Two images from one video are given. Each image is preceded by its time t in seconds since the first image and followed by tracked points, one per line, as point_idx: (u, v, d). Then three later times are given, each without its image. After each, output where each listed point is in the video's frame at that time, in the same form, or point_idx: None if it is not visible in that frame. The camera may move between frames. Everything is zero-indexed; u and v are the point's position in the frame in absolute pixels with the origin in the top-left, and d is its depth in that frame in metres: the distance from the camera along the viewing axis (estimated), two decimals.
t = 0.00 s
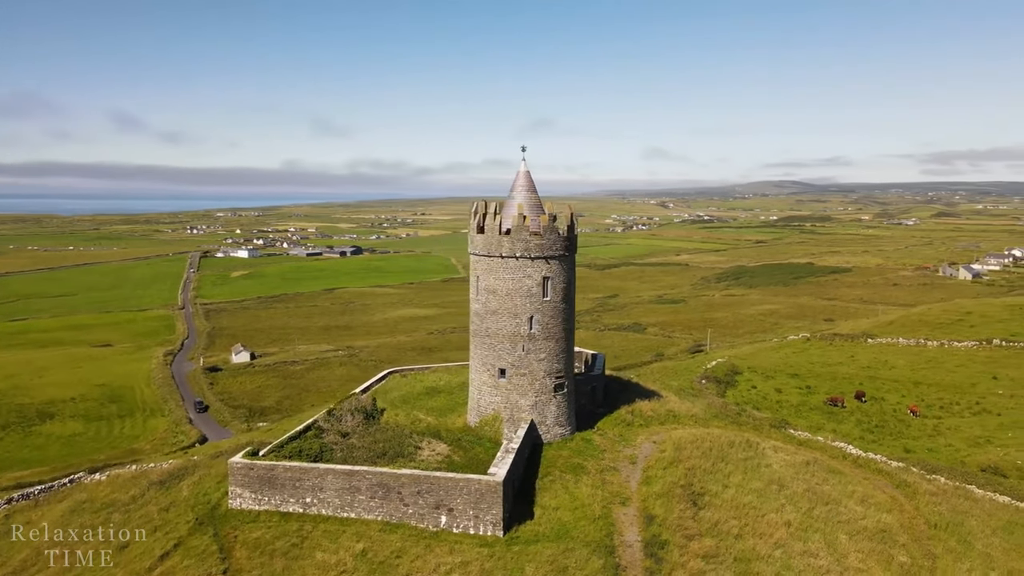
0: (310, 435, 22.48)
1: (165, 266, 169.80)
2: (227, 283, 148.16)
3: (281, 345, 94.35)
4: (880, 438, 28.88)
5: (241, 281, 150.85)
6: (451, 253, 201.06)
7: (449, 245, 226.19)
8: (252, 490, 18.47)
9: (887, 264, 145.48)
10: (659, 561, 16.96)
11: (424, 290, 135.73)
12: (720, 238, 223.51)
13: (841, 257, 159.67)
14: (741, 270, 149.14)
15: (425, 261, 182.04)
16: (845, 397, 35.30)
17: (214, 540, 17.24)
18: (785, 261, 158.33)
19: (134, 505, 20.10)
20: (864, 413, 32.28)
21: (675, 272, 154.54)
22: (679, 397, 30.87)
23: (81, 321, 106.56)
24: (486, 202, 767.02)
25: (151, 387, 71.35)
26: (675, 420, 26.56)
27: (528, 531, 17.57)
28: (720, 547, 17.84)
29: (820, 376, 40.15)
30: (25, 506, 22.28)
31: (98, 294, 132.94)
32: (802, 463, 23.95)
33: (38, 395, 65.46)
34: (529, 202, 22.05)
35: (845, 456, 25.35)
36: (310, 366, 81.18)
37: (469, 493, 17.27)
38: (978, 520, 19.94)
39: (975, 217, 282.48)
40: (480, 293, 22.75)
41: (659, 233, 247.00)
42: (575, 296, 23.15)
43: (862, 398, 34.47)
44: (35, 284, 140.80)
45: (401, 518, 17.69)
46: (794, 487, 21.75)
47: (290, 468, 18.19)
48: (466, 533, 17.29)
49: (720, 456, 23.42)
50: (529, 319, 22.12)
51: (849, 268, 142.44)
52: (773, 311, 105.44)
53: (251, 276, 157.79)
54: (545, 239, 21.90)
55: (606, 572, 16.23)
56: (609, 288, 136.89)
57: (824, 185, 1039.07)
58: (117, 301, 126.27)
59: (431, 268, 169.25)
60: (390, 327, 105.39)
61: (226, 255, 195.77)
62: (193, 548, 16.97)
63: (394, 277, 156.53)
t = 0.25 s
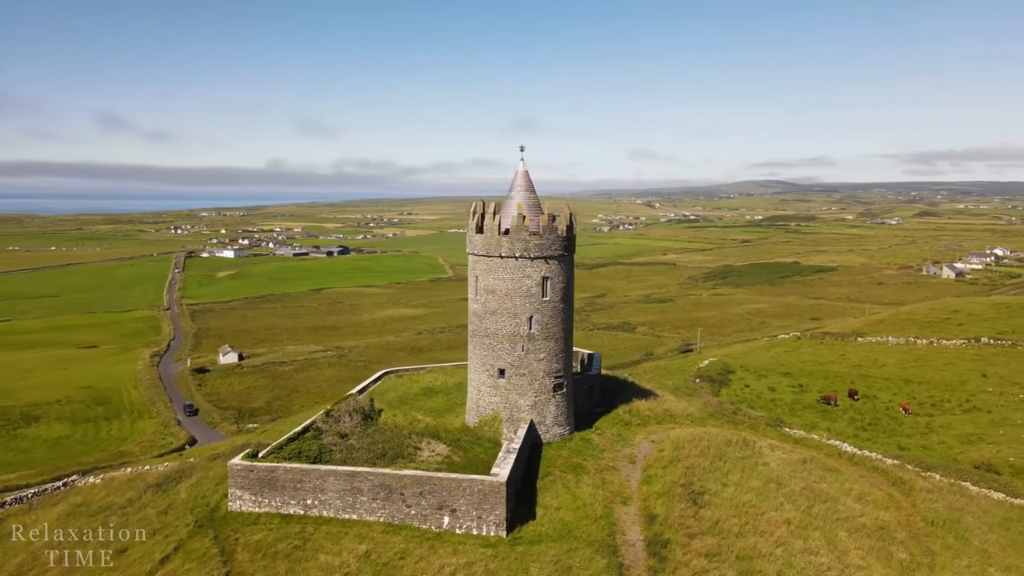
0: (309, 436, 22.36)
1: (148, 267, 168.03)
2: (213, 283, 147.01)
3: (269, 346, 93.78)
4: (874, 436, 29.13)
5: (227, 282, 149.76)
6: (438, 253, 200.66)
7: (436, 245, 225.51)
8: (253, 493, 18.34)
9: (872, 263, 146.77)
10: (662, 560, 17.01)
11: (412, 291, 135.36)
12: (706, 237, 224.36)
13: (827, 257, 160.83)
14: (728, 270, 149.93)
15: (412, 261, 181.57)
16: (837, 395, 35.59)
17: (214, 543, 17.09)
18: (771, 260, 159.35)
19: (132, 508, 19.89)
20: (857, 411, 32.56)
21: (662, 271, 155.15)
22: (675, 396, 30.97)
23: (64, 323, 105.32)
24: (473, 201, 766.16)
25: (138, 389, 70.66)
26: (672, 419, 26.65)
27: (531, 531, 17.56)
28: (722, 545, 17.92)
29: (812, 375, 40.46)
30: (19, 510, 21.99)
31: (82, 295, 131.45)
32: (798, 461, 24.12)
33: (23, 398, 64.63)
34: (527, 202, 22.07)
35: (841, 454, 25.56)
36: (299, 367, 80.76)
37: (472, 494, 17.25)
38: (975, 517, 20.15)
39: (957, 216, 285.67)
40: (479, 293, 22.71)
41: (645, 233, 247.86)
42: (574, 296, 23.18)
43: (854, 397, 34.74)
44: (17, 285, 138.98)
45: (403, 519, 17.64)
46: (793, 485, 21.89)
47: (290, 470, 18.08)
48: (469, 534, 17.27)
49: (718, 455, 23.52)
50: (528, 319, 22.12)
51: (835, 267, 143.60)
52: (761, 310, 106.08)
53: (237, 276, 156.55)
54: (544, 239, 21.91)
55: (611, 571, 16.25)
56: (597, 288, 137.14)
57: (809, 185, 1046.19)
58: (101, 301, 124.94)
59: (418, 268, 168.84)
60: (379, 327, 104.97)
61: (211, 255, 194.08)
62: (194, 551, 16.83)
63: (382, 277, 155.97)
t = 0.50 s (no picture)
0: (307, 437, 22.22)
1: (132, 267, 166.24)
2: (199, 284, 145.77)
3: (257, 346, 93.15)
4: (868, 433, 29.39)
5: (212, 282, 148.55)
6: (425, 252, 200.28)
7: (423, 245, 224.82)
8: (253, 495, 18.21)
9: (856, 263, 147.99)
10: (665, 559, 17.05)
11: (400, 291, 134.91)
12: (692, 237, 225.24)
13: (812, 256, 162.00)
14: (715, 269, 150.67)
15: (399, 261, 181.05)
16: (830, 393, 35.82)
17: (215, 546, 16.95)
18: (757, 260, 160.37)
19: (129, 511, 19.65)
20: (849, 409, 32.83)
21: (649, 271, 155.77)
22: (671, 395, 31.08)
23: (48, 324, 104.02)
24: (459, 201, 764.87)
25: (125, 390, 69.94)
26: (669, 418, 26.74)
27: (534, 531, 17.57)
28: (723, 543, 17.99)
29: (804, 374, 40.75)
30: (13, 514, 21.74)
31: (65, 296, 129.88)
32: (796, 460, 24.27)
33: (7, 400, 63.76)
34: (525, 202, 22.05)
35: (837, 452, 25.73)
36: (288, 368, 80.29)
37: (475, 494, 17.22)
38: (971, 514, 20.35)
39: (938, 216, 288.89)
40: (478, 294, 22.66)
41: (632, 232, 248.60)
42: (572, 295, 23.21)
43: (847, 395, 35.01)
44: None
45: (406, 521, 17.59)
46: (790, 483, 22.01)
47: (291, 472, 17.98)
48: (472, 534, 17.25)
49: (716, 454, 23.61)
50: (528, 319, 22.12)
51: (820, 266, 144.70)
52: (748, 309, 106.72)
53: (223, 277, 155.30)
54: (543, 239, 21.92)
55: (614, 571, 16.27)
56: (584, 288, 137.30)
57: (793, 185, 1053.32)
58: (85, 303, 123.50)
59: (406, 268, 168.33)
60: (367, 327, 104.55)
61: (196, 255, 192.41)
62: (194, 555, 16.66)
63: (369, 277, 155.38)
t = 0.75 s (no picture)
0: (305, 439, 22.08)
1: (116, 268, 164.45)
2: (184, 284, 144.53)
3: (245, 347, 92.53)
4: (862, 432, 29.63)
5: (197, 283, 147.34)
6: (412, 252, 199.76)
7: (411, 245, 223.99)
8: (253, 497, 18.07)
9: (842, 262, 149.23)
10: (668, 559, 17.10)
11: (388, 291, 134.44)
12: (679, 237, 226.19)
13: (798, 255, 163.02)
14: (702, 268, 151.36)
15: (386, 261, 180.43)
16: (823, 392, 36.06)
17: (217, 549, 16.81)
18: (743, 259, 161.27)
19: (127, 514, 19.44)
20: (842, 408, 33.09)
21: (637, 270, 156.27)
22: (666, 394, 31.21)
23: (31, 325, 102.70)
24: (446, 201, 763.18)
25: (111, 392, 69.21)
26: (666, 418, 26.81)
27: (537, 531, 17.57)
28: (725, 542, 18.08)
29: (796, 372, 41.00)
30: (6, 519, 21.42)
31: (48, 297, 128.29)
32: (792, 458, 24.43)
33: None
34: (525, 202, 22.03)
35: (832, 450, 25.90)
36: (277, 369, 79.78)
37: (478, 495, 17.20)
38: (968, 511, 20.55)
39: (921, 216, 291.73)
40: (476, 294, 22.63)
41: (619, 232, 249.29)
42: (571, 295, 23.24)
43: (840, 393, 35.26)
44: None
45: (408, 521, 17.54)
46: (789, 482, 22.14)
47: (292, 474, 17.87)
48: (475, 535, 17.22)
49: (714, 453, 23.71)
50: (527, 319, 22.12)
51: (806, 265, 145.74)
52: (736, 308, 107.33)
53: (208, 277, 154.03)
54: (543, 239, 21.93)
55: (618, 571, 16.30)
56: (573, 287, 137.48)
57: (779, 185, 1060.21)
58: (68, 304, 122.11)
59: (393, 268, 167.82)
60: (356, 327, 104.09)
61: (181, 255, 190.68)
62: (196, 558, 16.50)
63: (356, 277, 154.78)
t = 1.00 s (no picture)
0: (304, 440, 21.93)
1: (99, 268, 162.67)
2: (170, 285, 143.33)
3: (233, 348, 91.91)
4: (856, 430, 29.87)
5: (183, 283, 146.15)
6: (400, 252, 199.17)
7: (398, 244, 223.24)
8: (254, 499, 17.93)
9: (827, 261, 150.45)
10: (672, 557, 17.15)
11: (376, 291, 133.97)
12: (665, 236, 227.21)
13: (784, 254, 164.09)
14: (689, 268, 152.01)
15: (373, 261, 179.77)
16: (816, 391, 36.32)
17: (218, 552, 16.67)
18: (730, 258, 162.17)
19: (126, 517, 19.24)
20: (836, 406, 33.34)
21: (625, 270, 156.70)
22: (662, 394, 31.30)
23: (14, 327, 101.42)
24: (433, 201, 761.52)
25: (97, 394, 68.48)
26: (663, 417, 26.88)
27: (540, 532, 17.56)
28: (727, 540, 18.14)
29: (789, 371, 41.25)
30: None
31: (30, 298, 126.73)
32: (789, 457, 24.57)
33: None
34: (523, 202, 22.00)
35: (828, 449, 26.08)
36: (266, 370, 79.26)
37: (481, 496, 17.17)
38: (964, 508, 20.76)
39: (904, 215, 294.32)
40: (475, 294, 22.58)
41: (605, 232, 250.00)
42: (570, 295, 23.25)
43: (833, 392, 35.53)
44: None
45: (411, 523, 17.48)
46: (787, 480, 22.26)
47: (293, 476, 17.76)
48: (479, 536, 17.20)
49: (712, 452, 23.79)
50: (527, 319, 22.10)
51: (792, 264, 146.78)
52: (723, 308, 107.92)
53: (194, 277, 152.64)
54: (542, 239, 21.91)
55: (622, 570, 16.32)
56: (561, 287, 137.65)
57: (764, 184, 1065.68)
58: (52, 305, 120.69)
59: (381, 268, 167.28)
60: (345, 328, 103.59)
61: (165, 255, 188.90)
62: (198, 562, 16.35)
63: (344, 277, 154.14)
